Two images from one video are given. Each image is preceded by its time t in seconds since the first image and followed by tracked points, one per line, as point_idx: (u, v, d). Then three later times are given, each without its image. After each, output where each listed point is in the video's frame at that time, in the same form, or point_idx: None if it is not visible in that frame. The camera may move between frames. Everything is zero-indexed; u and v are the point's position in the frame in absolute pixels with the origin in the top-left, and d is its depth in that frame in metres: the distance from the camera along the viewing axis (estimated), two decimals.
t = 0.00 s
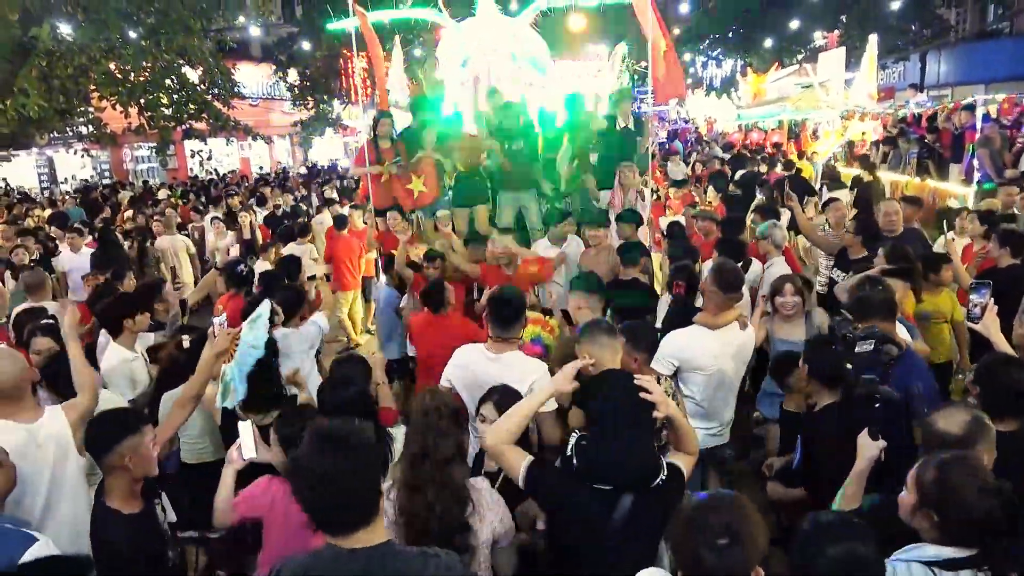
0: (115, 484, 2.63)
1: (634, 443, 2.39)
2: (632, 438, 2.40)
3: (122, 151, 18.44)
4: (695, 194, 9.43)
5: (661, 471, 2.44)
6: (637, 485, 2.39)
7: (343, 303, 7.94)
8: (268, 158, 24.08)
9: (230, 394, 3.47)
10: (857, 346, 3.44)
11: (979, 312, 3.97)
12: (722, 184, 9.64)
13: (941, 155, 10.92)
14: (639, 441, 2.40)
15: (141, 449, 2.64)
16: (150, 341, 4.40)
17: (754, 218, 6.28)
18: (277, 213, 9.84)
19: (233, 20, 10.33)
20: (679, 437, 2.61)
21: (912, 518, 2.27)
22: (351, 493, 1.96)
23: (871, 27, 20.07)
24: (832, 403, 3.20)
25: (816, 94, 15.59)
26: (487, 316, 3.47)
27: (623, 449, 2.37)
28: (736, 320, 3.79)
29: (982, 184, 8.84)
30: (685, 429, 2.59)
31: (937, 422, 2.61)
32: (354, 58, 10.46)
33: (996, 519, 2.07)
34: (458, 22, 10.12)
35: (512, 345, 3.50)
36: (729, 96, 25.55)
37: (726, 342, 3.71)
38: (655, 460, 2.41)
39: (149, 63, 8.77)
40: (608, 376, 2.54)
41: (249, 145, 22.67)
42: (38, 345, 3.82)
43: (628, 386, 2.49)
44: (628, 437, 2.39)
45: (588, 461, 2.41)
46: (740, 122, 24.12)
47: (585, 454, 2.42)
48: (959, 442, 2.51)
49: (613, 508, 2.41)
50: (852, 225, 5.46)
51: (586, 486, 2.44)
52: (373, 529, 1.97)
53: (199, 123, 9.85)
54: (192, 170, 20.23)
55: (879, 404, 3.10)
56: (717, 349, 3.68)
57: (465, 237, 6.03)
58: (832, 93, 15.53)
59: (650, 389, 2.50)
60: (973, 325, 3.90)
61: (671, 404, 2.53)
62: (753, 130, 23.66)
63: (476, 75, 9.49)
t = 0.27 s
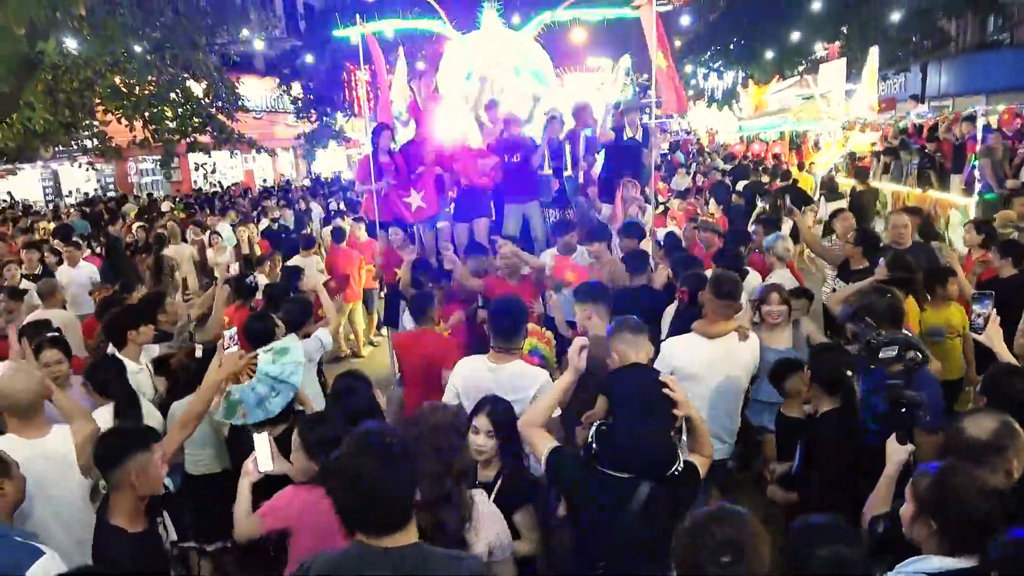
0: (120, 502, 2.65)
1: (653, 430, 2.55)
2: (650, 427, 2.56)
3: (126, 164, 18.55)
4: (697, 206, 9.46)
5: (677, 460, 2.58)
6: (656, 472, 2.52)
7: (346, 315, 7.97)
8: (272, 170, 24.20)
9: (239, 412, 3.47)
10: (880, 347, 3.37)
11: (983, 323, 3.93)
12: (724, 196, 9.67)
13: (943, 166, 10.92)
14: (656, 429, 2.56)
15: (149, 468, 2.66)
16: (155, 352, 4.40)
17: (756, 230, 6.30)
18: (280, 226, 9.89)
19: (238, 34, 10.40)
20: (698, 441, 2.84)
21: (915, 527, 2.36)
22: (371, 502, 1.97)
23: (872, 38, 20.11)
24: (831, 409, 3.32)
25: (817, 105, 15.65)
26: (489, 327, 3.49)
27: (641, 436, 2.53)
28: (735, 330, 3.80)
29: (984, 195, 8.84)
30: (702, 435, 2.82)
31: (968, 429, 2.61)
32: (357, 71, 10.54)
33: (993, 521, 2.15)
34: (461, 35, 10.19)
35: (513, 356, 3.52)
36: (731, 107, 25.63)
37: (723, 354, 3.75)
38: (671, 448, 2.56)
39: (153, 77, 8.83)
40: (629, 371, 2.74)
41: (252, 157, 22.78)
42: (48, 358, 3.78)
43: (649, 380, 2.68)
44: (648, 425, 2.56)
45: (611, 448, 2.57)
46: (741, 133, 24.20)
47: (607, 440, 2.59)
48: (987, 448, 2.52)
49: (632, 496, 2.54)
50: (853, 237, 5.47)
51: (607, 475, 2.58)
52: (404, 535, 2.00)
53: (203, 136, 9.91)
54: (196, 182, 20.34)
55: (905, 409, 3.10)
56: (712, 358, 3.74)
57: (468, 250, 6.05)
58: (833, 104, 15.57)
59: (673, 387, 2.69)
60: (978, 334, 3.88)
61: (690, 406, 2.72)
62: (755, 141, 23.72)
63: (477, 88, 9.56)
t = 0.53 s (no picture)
0: (121, 525, 2.64)
1: (679, 422, 2.66)
2: (676, 420, 2.65)
3: (127, 180, 18.61)
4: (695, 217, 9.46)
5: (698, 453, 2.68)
6: (677, 462, 2.62)
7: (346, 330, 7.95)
8: (272, 185, 24.29)
9: (229, 432, 3.51)
10: (894, 356, 3.35)
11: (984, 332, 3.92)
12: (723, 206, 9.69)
13: (941, 176, 10.93)
14: (682, 421, 2.67)
15: (152, 490, 2.66)
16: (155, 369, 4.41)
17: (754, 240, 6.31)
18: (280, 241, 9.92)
19: (238, 51, 10.44)
20: (720, 434, 3.08)
21: (897, 540, 2.34)
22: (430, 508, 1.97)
23: (869, 49, 20.15)
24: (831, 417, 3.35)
25: (814, 116, 15.71)
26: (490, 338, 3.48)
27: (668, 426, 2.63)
28: (729, 336, 3.77)
29: (982, 204, 8.83)
30: (724, 429, 3.05)
31: (987, 434, 2.57)
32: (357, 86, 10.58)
33: (972, 530, 2.16)
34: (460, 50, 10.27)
35: (514, 369, 3.52)
36: (729, 118, 25.74)
37: (718, 360, 3.73)
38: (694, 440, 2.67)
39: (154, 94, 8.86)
40: (659, 363, 2.84)
41: (252, 172, 22.85)
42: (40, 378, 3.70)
43: (678, 372, 2.80)
44: (675, 417, 2.66)
45: (636, 438, 2.66)
46: (740, 144, 24.26)
47: (635, 429, 2.67)
48: (1014, 455, 2.46)
49: (653, 487, 2.64)
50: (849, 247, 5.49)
51: (631, 465, 2.68)
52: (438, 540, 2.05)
53: (203, 151, 9.94)
54: (197, 198, 20.41)
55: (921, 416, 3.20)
56: (707, 365, 3.73)
57: (468, 263, 6.06)
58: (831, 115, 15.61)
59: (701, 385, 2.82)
60: (975, 343, 3.88)
61: (714, 402, 2.89)
62: (753, 152, 23.80)
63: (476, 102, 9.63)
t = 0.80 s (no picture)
0: (108, 542, 2.61)
1: (674, 418, 2.75)
2: (671, 416, 2.75)
3: (111, 192, 18.49)
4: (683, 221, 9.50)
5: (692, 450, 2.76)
6: (672, 458, 2.72)
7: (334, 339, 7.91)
8: (259, 195, 24.19)
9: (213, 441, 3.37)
10: (889, 357, 3.22)
11: (967, 332, 3.80)
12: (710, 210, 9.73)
13: (924, 178, 11.02)
14: (677, 417, 2.76)
15: (141, 507, 2.64)
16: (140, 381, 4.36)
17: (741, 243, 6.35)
18: (267, 251, 9.88)
19: (222, 60, 10.40)
20: (716, 427, 3.07)
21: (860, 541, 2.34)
22: (449, 508, 2.04)
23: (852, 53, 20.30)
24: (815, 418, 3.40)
25: (799, 120, 15.82)
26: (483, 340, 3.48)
27: (663, 422, 2.73)
28: (716, 332, 3.79)
29: (965, 205, 8.91)
30: (719, 421, 3.05)
31: (980, 432, 2.57)
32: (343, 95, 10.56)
33: (930, 531, 2.16)
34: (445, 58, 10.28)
35: (506, 372, 3.51)
36: (715, 123, 25.87)
37: (708, 357, 3.74)
38: (688, 437, 2.75)
39: (138, 105, 8.81)
40: (655, 361, 2.89)
41: (239, 182, 22.74)
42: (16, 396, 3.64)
43: (673, 371, 2.85)
44: (670, 413, 2.74)
45: (633, 435, 2.76)
46: (726, 149, 24.39)
47: (636, 424, 2.75)
48: (1011, 452, 2.43)
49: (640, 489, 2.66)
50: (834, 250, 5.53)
51: (630, 458, 2.77)
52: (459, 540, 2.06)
53: (189, 161, 9.88)
54: (183, 209, 20.30)
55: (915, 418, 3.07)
56: (698, 364, 3.74)
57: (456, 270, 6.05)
58: (815, 119, 15.72)
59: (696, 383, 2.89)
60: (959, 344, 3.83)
61: (709, 398, 2.93)
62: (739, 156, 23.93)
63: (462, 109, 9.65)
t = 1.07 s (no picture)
0: (92, 553, 2.57)
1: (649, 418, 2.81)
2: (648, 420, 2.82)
3: (88, 197, 18.24)
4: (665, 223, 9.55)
5: (667, 451, 2.84)
6: (644, 458, 2.80)
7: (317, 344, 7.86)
8: (239, 199, 23.99)
9: (208, 443, 3.64)
10: (875, 360, 3.33)
11: (945, 331, 3.95)
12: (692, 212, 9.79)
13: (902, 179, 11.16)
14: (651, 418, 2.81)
15: (126, 516, 2.61)
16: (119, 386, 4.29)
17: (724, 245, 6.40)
18: (248, 256, 9.79)
19: (201, 63, 10.30)
20: (698, 435, 3.10)
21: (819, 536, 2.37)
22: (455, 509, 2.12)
23: (830, 56, 20.51)
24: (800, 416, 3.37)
25: (778, 122, 15.96)
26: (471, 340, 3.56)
27: (638, 424, 2.79)
28: (707, 331, 3.82)
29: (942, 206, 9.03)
30: (702, 429, 3.08)
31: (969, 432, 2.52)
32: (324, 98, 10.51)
33: (892, 531, 2.20)
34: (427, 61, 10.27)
35: (494, 372, 3.51)
36: (696, 125, 26.03)
37: (696, 352, 3.77)
38: (662, 438, 2.82)
39: (116, 108, 8.70)
40: (637, 363, 2.95)
41: (219, 187, 22.54)
42: None
43: (654, 374, 2.92)
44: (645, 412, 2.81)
45: (610, 436, 2.84)
46: (707, 151, 24.55)
47: (612, 427, 2.84)
48: (1001, 454, 2.46)
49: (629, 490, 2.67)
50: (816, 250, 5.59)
51: (607, 460, 2.85)
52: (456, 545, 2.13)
53: (168, 166, 9.77)
54: (162, 214, 20.07)
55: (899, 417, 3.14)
56: (688, 362, 3.76)
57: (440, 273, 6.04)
58: (794, 121, 15.87)
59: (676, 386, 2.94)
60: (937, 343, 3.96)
61: (689, 403, 2.97)
62: (720, 158, 24.08)
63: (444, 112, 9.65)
